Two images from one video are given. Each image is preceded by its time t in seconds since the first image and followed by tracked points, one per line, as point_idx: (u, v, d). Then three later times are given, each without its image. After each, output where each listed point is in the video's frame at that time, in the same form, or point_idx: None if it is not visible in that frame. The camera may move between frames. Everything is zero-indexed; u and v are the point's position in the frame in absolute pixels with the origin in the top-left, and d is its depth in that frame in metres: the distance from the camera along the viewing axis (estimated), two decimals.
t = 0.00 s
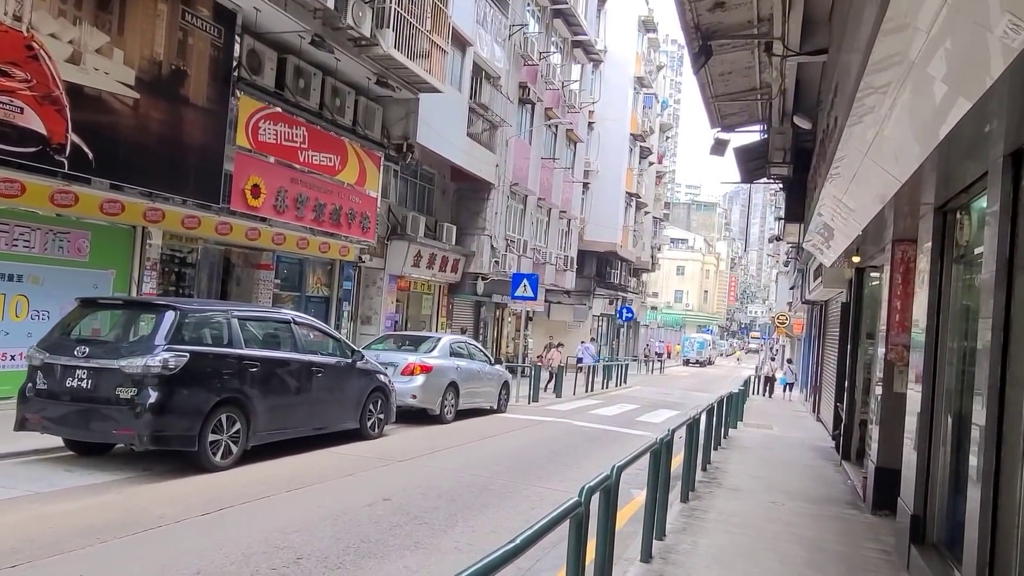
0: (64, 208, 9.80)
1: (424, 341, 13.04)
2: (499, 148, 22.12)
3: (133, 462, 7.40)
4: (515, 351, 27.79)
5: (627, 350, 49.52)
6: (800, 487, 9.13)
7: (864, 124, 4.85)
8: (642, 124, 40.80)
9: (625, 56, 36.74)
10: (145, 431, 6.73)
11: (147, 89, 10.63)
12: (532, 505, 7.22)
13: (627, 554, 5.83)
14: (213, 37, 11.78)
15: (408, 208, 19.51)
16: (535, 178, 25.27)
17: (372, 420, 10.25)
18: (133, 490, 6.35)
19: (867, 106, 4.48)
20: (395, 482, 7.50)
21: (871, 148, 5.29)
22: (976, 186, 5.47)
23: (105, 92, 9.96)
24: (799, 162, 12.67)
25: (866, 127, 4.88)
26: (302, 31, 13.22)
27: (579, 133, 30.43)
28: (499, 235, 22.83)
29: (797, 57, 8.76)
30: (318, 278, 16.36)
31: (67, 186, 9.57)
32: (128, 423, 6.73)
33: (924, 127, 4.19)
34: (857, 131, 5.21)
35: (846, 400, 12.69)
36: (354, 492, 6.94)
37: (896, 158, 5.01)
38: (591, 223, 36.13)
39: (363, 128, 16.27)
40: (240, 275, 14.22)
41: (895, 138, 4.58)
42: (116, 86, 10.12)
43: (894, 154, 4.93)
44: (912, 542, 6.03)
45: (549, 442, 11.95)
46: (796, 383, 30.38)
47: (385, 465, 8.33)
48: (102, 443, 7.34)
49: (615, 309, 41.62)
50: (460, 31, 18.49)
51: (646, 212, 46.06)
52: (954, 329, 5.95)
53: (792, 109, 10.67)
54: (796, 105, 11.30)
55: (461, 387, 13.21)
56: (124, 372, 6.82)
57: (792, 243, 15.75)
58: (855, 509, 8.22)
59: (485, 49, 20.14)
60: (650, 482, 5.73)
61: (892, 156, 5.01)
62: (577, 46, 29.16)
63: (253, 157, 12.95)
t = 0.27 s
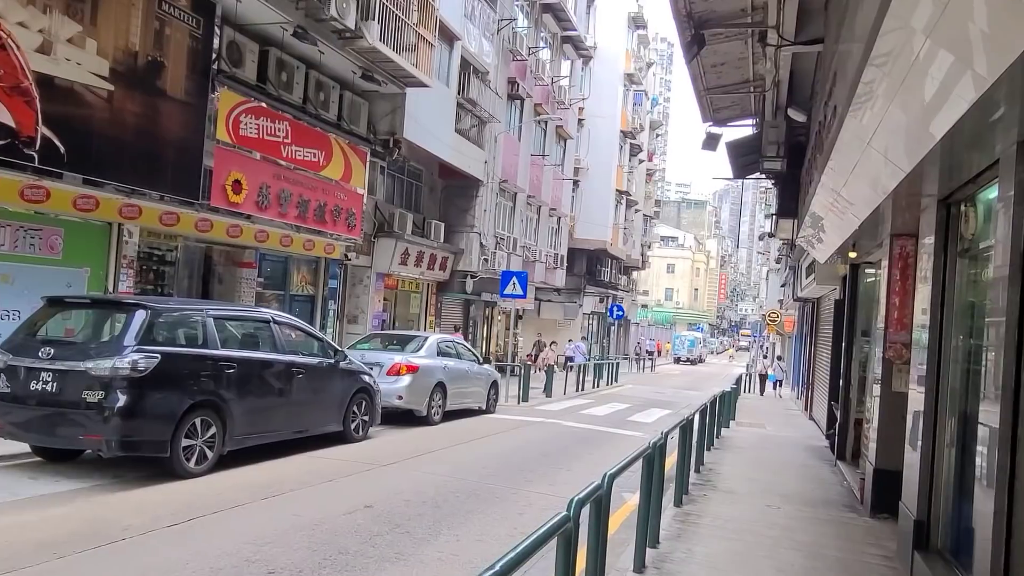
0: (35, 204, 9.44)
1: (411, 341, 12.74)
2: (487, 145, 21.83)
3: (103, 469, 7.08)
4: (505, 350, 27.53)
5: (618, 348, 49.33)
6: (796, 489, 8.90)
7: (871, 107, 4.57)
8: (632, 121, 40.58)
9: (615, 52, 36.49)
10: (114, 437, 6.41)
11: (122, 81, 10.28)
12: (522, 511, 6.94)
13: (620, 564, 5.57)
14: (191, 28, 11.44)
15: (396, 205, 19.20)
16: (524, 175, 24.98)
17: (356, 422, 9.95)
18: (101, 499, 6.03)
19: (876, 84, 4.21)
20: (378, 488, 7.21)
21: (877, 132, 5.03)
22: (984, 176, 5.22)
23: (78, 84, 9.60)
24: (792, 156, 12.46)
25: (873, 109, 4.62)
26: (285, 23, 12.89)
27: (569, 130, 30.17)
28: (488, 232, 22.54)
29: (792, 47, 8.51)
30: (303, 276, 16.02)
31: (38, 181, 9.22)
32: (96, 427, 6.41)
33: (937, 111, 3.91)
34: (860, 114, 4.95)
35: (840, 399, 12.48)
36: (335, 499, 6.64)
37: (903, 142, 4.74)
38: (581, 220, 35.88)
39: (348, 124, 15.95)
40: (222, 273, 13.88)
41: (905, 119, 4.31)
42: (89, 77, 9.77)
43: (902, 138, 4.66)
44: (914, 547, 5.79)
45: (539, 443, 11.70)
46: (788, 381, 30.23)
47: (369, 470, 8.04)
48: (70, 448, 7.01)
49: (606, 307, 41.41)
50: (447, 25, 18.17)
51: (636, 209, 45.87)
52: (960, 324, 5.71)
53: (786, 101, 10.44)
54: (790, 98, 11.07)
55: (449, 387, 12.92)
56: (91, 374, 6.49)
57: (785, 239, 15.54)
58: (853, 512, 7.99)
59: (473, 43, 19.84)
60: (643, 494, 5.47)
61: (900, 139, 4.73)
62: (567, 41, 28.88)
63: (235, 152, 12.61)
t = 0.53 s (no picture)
0: None
1: (384, 338, 12.45)
2: (465, 139, 21.55)
3: (53, 471, 6.73)
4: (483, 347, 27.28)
5: (598, 346, 49.24)
6: (774, 488, 8.74)
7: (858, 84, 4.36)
8: (612, 119, 40.46)
9: (595, 49, 36.33)
10: (61, 437, 6.07)
11: (81, 66, 9.88)
12: (493, 513, 6.69)
13: (593, 568, 5.35)
14: (156, 13, 11.05)
15: (371, 199, 18.87)
16: (503, 171, 24.72)
17: (325, 420, 9.65)
18: (46, 503, 5.70)
19: (867, 57, 3.98)
20: (343, 489, 6.94)
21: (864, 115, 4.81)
22: (969, 165, 5.04)
23: (34, 69, 9.20)
24: (771, 152, 12.33)
25: (862, 86, 4.39)
26: (254, 10, 12.53)
27: (549, 126, 29.95)
28: (466, 228, 22.27)
29: (772, 37, 8.34)
30: (274, 271, 15.65)
31: None
32: (41, 427, 6.07)
33: (927, 91, 3.70)
34: (847, 92, 4.72)
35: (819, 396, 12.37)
36: (297, 501, 6.37)
37: (891, 125, 4.52)
38: (561, 218, 35.70)
39: (322, 116, 15.61)
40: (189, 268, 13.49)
41: (894, 99, 4.10)
42: (46, 61, 9.36)
43: (891, 120, 4.45)
44: (895, 549, 5.63)
45: (514, 441, 11.47)
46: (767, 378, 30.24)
47: (335, 470, 7.76)
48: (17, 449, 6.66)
49: (585, 305, 41.27)
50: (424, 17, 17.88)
51: (616, 207, 45.78)
52: (942, 319, 5.55)
53: (765, 94, 10.28)
54: (769, 92, 10.93)
55: (423, 385, 12.65)
56: (36, 371, 6.14)
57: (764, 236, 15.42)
58: (832, 511, 7.83)
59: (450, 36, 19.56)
60: (615, 505, 5.22)
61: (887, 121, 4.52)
62: (547, 37, 28.65)
63: (203, 143, 12.24)
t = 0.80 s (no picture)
0: None
1: (344, 335, 12.08)
2: (430, 133, 21.18)
3: None
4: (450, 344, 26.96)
5: (566, 342, 49.24)
6: (740, 487, 8.61)
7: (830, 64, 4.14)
8: (580, 114, 40.36)
9: (562, 44, 36.17)
10: None
11: (18, 50, 9.36)
12: (450, 517, 6.41)
13: None
14: None
15: (333, 193, 18.44)
16: (469, 166, 24.41)
17: (280, 421, 9.29)
18: None
19: (846, 28, 3.75)
20: (293, 494, 6.60)
21: (835, 99, 4.61)
22: (938, 156, 4.89)
23: None
24: (737, 146, 12.22)
25: (836, 63, 4.18)
26: None
27: (516, 121, 29.70)
28: (431, 223, 21.92)
29: (738, 27, 8.18)
30: (231, 266, 15.16)
31: None
32: None
33: (901, 69, 3.50)
34: (820, 74, 4.52)
35: (784, 392, 12.30)
36: (241, 508, 6.02)
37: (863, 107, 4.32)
38: (529, 214, 35.48)
39: (280, 106, 15.14)
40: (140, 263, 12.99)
41: (868, 78, 3.89)
42: None
43: (863, 102, 4.25)
44: (862, 550, 5.49)
45: (477, 441, 11.20)
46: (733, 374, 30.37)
47: (286, 474, 7.41)
48: None
49: (554, 301, 41.16)
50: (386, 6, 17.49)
51: (584, 204, 45.74)
52: (911, 315, 5.42)
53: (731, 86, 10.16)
54: (735, 85, 10.80)
55: (384, 383, 12.31)
56: None
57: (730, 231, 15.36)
58: (799, 510, 7.70)
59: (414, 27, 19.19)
60: (574, 515, 4.95)
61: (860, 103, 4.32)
62: (513, 30, 28.38)
63: (153, 133, 11.73)
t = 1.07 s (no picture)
0: None
1: (294, 331, 11.62)
2: (386, 124, 20.69)
3: None
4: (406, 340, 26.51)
5: (524, 338, 49.08)
6: (699, 485, 8.46)
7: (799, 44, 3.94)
8: (539, 109, 40.15)
9: (521, 38, 35.90)
10: None
11: None
12: (400, 522, 6.09)
13: None
14: None
15: (284, 185, 17.86)
16: (426, 158, 23.98)
17: (222, 422, 8.83)
18: None
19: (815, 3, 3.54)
20: (231, 500, 6.20)
21: (801, 83, 4.43)
22: (905, 144, 4.73)
23: None
24: (695, 139, 12.10)
25: (804, 44, 3.97)
26: None
27: (474, 114, 29.34)
28: (386, 217, 21.44)
29: (699, 15, 7.99)
30: (174, 259, 14.52)
31: None
32: None
33: (874, 46, 3.31)
34: (788, 54, 4.32)
35: (741, 387, 12.24)
36: (174, 517, 5.61)
37: (831, 91, 4.14)
38: (487, 208, 35.15)
39: (227, 93, 14.54)
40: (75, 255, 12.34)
41: (838, 56, 3.69)
42: None
43: (832, 85, 4.06)
44: (823, 550, 5.34)
45: (431, 439, 10.88)
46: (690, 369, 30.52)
47: (226, 478, 6.99)
48: None
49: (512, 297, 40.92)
50: None
51: (543, 199, 45.60)
52: (874, 309, 5.29)
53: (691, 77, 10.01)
54: (694, 76, 10.65)
55: (335, 381, 11.89)
56: None
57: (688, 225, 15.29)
58: (758, 508, 7.57)
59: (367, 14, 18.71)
60: (529, 524, 4.68)
61: (829, 87, 4.14)
62: (471, 22, 27.99)
63: (88, 117, 11.09)
